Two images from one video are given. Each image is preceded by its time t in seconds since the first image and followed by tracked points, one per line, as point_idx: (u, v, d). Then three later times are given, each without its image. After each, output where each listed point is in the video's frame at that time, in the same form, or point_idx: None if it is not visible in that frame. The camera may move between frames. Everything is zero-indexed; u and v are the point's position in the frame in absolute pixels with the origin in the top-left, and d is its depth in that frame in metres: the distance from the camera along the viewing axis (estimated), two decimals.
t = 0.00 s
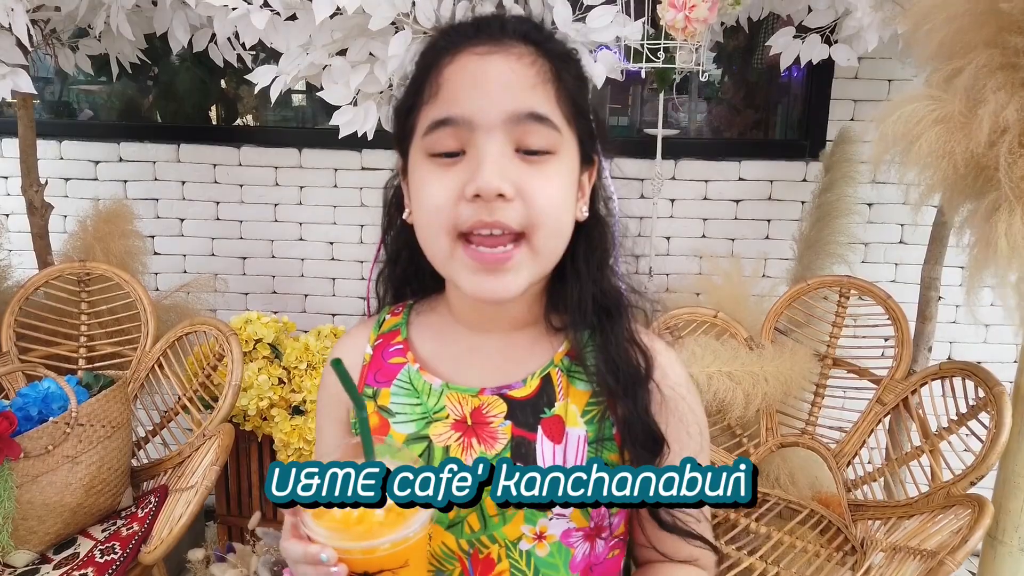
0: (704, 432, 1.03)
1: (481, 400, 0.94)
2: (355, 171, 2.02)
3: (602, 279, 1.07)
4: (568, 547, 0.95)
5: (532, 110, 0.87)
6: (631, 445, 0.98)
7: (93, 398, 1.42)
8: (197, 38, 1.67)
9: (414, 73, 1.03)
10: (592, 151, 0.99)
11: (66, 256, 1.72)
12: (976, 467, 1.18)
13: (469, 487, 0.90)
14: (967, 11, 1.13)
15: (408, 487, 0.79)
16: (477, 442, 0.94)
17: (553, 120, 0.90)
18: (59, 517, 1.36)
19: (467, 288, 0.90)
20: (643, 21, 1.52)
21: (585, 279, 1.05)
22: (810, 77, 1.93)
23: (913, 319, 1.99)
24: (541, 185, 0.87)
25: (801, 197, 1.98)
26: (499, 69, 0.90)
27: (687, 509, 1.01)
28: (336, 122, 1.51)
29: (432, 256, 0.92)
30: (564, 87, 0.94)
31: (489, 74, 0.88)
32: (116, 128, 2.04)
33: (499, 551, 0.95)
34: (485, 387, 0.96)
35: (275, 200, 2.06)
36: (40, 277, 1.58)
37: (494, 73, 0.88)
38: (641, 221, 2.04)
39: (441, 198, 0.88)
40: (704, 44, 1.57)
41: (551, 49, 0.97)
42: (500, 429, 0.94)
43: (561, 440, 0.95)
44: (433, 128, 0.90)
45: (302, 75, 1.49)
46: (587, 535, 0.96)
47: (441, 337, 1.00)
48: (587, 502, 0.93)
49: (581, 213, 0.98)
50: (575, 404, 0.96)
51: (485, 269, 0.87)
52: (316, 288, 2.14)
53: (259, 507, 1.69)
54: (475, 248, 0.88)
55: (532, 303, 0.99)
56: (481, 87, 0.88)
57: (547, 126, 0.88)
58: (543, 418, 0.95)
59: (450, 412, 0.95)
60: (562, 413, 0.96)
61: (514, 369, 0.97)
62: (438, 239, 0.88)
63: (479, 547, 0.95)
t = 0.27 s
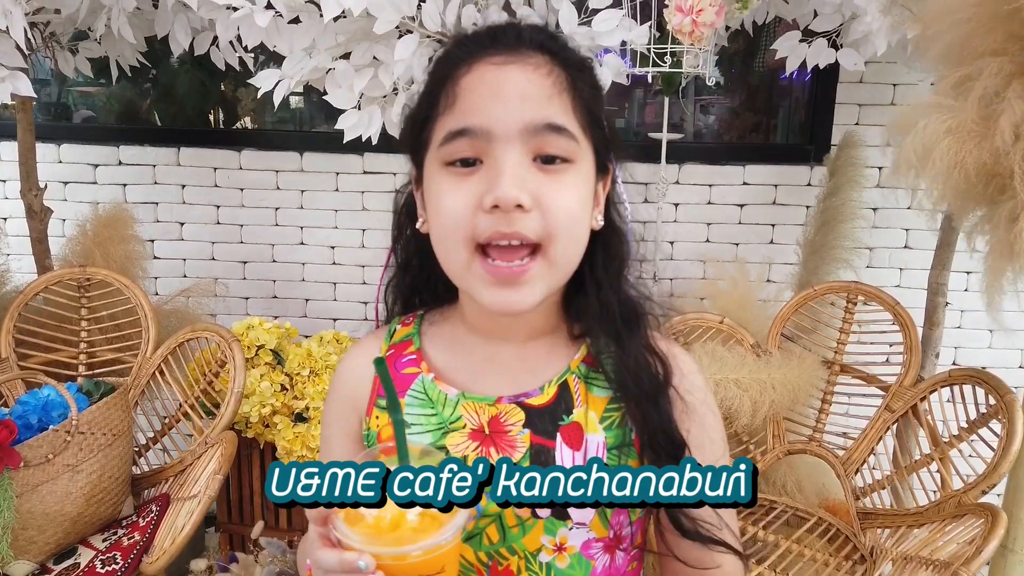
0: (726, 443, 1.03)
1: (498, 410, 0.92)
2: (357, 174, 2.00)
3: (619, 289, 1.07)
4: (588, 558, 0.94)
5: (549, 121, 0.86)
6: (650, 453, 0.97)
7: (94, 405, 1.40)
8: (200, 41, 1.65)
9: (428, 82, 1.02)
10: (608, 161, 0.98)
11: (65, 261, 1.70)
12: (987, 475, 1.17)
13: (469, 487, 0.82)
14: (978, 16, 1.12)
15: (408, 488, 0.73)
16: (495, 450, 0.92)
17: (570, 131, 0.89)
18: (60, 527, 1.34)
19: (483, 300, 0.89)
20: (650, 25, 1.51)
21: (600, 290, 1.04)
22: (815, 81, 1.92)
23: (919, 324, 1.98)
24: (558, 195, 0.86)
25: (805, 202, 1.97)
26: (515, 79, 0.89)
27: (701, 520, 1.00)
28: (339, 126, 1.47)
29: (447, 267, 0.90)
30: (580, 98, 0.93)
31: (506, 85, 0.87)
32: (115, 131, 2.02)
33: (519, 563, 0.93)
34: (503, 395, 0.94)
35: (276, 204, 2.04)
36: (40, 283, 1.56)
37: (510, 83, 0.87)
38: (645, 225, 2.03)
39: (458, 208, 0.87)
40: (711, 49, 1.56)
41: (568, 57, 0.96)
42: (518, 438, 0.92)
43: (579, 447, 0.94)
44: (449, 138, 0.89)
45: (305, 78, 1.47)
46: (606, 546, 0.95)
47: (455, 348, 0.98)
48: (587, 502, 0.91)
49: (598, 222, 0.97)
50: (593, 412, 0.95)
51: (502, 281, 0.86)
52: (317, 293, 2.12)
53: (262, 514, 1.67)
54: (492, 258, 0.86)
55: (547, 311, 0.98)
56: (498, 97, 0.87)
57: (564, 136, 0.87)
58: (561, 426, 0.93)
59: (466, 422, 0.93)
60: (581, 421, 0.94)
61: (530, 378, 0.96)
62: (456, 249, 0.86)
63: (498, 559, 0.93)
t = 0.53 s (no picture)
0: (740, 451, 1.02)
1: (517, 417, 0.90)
2: (358, 175, 1.98)
3: (633, 293, 1.05)
4: (611, 568, 0.91)
5: (560, 124, 0.85)
6: (667, 459, 0.96)
7: (92, 411, 1.38)
8: (198, 40, 1.63)
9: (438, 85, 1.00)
10: (620, 163, 0.96)
11: (62, 263, 1.68)
12: (999, 481, 1.16)
13: (470, 488, 0.69)
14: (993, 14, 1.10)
15: (408, 488, 0.70)
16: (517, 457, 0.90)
17: (583, 133, 0.87)
18: (57, 535, 1.32)
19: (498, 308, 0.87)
20: (655, 24, 1.49)
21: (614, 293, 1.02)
22: (819, 80, 1.91)
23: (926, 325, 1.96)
24: (571, 200, 0.84)
25: (810, 202, 1.96)
26: (526, 81, 0.87)
27: (716, 527, 0.98)
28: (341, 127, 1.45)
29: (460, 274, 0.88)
30: (592, 99, 0.91)
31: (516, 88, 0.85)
32: (112, 131, 1.99)
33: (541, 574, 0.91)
34: (521, 402, 0.92)
35: (275, 205, 2.02)
36: (36, 286, 1.53)
37: (521, 85, 0.85)
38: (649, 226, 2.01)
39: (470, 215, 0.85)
40: (716, 48, 1.54)
41: (578, 58, 0.94)
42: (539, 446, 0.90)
43: (601, 452, 0.92)
44: (459, 143, 0.87)
45: (305, 77, 1.45)
46: (629, 556, 0.92)
47: (469, 355, 0.97)
48: (587, 502, 0.87)
49: (611, 225, 0.95)
50: (614, 417, 0.93)
51: (515, 288, 0.84)
52: (316, 294, 2.10)
53: (263, 520, 1.65)
54: (506, 266, 0.85)
55: (561, 316, 0.96)
56: (509, 101, 0.85)
57: (576, 140, 0.86)
58: (582, 432, 0.92)
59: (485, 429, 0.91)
60: (601, 426, 0.93)
61: (547, 384, 0.94)
62: (468, 257, 0.84)
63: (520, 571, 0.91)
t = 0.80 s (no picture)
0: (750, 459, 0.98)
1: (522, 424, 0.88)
2: (354, 175, 1.96)
3: (635, 296, 1.03)
4: None
5: (563, 125, 0.83)
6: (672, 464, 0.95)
7: (87, 416, 1.35)
8: (192, 39, 1.60)
9: (438, 86, 0.98)
10: (623, 164, 0.95)
11: (55, 266, 1.65)
12: (1006, 483, 1.15)
13: (470, 487, 0.69)
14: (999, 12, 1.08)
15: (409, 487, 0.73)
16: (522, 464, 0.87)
17: (586, 133, 0.85)
18: (52, 543, 1.30)
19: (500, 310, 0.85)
20: (655, 23, 1.48)
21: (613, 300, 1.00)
22: (819, 78, 1.90)
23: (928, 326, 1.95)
24: (573, 202, 0.82)
25: (811, 202, 1.94)
26: (528, 81, 0.86)
27: (723, 533, 0.97)
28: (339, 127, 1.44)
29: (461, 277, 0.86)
30: (594, 100, 0.89)
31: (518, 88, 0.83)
32: (105, 132, 1.97)
33: None
34: (524, 409, 0.90)
35: (271, 206, 2.00)
36: (29, 290, 1.51)
37: (522, 85, 0.84)
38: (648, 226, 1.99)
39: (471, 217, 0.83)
40: (717, 47, 1.53)
41: (580, 57, 0.93)
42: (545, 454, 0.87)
43: (607, 458, 0.91)
44: (460, 145, 0.85)
45: (302, 77, 1.42)
46: (638, 564, 0.91)
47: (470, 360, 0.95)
48: (587, 503, 0.85)
49: (614, 226, 0.94)
50: (617, 423, 0.93)
51: (517, 292, 0.82)
52: (313, 296, 2.08)
53: (261, 526, 1.63)
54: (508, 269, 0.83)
55: (564, 321, 0.94)
56: (510, 102, 0.83)
57: (579, 141, 0.84)
58: (585, 439, 0.90)
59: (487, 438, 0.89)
60: (605, 432, 0.91)
61: (549, 390, 0.92)
62: (469, 261, 0.83)
63: None
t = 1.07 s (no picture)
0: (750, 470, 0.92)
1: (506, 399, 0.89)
2: (343, 169, 1.95)
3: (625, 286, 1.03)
4: (588, 568, 0.89)
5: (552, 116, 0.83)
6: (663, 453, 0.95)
7: (77, 414, 1.34)
8: (178, 32, 1.59)
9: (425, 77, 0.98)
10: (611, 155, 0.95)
11: (40, 262, 1.64)
12: (994, 467, 1.17)
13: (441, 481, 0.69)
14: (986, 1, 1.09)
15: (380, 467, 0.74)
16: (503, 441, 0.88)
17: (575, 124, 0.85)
18: (45, 541, 1.29)
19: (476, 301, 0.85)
20: (645, 14, 1.47)
21: (608, 299, 0.90)
22: (806, 69, 1.91)
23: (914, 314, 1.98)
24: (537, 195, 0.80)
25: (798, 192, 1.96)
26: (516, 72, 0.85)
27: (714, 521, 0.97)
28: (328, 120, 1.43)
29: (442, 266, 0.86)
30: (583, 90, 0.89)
31: (508, 78, 0.82)
32: (89, 127, 1.94)
33: (515, 566, 0.89)
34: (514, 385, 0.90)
35: (259, 201, 1.98)
36: (15, 286, 1.49)
37: (511, 76, 0.84)
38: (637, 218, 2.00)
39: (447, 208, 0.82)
40: (706, 38, 1.53)
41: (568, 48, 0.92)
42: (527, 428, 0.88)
43: (583, 444, 0.88)
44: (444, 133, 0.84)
45: (291, 71, 1.40)
46: (610, 558, 0.90)
47: (468, 340, 0.95)
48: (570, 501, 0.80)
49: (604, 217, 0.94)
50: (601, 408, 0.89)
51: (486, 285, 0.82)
52: (302, 291, 2.07)
53: (254, 521, 1.63)
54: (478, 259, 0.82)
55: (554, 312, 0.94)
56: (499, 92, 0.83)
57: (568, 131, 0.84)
58: (567, 418, 0.88)
59: (476, 408, 0.90)
60: (587, 415, 0.88)
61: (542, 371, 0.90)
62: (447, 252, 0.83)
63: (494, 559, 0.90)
